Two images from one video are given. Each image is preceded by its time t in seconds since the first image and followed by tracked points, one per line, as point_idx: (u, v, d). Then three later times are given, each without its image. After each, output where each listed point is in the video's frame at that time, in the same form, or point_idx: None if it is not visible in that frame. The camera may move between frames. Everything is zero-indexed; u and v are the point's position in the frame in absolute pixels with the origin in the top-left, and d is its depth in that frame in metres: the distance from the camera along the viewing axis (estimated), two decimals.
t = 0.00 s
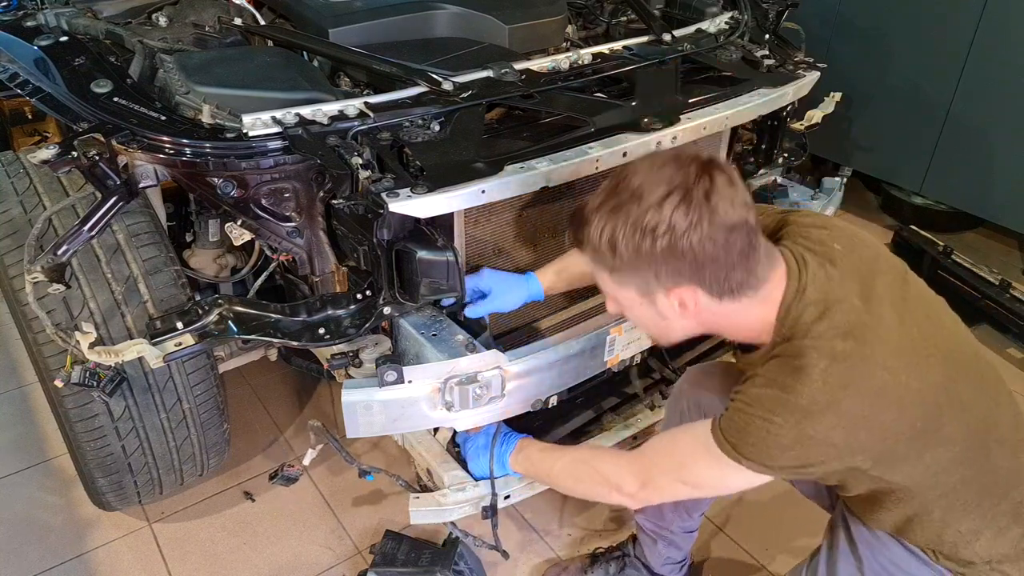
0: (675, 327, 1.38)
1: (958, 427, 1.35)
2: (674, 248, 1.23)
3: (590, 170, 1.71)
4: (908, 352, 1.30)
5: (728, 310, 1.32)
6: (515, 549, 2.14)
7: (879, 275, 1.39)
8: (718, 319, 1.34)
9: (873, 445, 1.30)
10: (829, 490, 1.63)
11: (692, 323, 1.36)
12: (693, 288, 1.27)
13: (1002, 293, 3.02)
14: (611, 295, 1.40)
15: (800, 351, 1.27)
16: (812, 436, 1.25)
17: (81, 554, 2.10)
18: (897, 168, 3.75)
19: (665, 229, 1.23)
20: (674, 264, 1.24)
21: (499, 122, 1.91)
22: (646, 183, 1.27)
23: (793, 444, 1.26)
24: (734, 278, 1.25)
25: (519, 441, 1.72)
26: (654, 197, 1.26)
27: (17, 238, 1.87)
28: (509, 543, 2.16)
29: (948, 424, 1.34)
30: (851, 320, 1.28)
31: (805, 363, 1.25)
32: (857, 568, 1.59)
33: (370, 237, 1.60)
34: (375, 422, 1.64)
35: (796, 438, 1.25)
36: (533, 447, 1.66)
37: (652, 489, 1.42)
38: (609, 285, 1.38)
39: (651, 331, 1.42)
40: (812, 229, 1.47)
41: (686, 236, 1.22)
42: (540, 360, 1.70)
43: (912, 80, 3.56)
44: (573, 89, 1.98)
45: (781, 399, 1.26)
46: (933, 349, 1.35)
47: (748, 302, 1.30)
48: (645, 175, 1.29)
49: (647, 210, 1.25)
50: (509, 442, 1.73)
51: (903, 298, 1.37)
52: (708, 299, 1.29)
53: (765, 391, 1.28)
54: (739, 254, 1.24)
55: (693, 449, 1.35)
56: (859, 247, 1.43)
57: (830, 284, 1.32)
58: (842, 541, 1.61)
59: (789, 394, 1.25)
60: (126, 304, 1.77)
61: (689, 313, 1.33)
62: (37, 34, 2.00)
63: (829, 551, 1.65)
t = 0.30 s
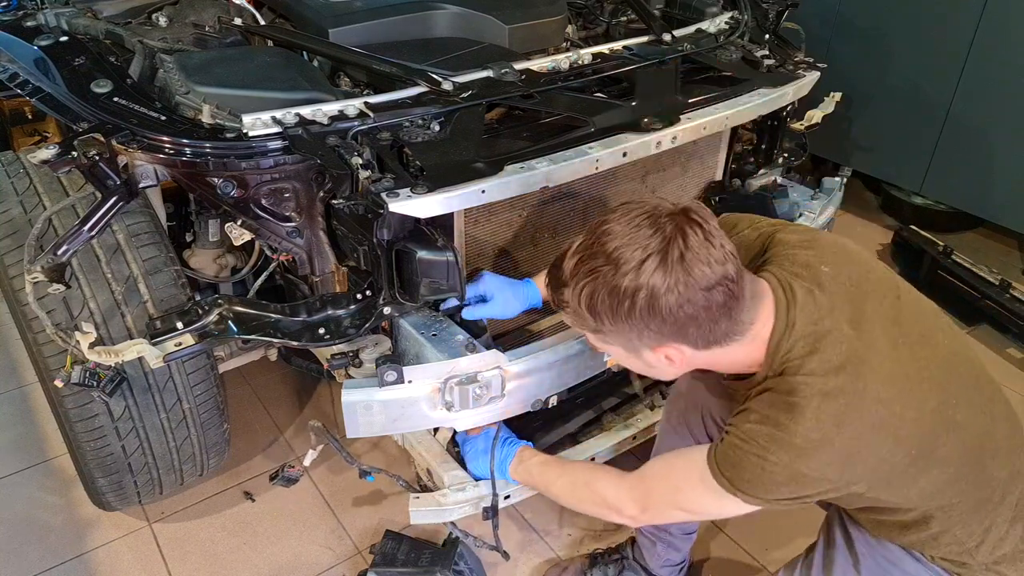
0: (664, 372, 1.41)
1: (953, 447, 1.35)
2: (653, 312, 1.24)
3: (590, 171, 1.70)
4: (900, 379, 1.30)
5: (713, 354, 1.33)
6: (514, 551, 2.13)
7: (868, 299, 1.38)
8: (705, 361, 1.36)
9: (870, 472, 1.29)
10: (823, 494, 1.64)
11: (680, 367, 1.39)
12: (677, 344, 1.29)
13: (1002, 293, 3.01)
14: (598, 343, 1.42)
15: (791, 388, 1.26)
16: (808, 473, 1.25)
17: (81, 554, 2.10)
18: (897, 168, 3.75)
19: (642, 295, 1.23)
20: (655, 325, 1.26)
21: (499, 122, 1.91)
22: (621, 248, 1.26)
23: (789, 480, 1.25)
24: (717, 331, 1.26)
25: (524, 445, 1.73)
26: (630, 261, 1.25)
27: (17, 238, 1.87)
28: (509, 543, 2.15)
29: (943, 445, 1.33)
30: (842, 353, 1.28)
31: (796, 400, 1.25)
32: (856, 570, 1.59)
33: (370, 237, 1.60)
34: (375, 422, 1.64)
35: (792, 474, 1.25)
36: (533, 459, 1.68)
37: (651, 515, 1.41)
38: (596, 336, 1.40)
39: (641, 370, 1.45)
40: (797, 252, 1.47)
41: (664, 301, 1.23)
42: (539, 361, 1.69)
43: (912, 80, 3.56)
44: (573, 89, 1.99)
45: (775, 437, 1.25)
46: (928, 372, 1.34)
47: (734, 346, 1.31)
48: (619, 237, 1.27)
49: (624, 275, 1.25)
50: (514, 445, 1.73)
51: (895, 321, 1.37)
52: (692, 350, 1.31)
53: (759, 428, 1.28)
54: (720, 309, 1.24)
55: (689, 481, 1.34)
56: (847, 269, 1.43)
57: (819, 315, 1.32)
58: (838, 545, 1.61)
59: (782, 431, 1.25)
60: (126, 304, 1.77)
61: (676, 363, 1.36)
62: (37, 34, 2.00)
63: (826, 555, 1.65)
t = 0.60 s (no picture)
0: (662, 366, 1.41)
1: (948, 456, 1.34)
2: (652, 305, 1.24)
3: (591, 171, 1.70)
4: (900, 385, 1.28)
5: (710, 349, 1.34)
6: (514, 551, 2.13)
7: (872, 301, 1.36)
8: (702, 355, 1.37)
9: (862, 476, 1.29)
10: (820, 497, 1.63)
11: (677, 362, 1.39)
12: (675, 338, 1.29)
13: (1002, 293, 3.01)
14: (596, 332, 1.41)
15: (788, 387, 1.26)
16: (800, 472, 1.24)
17: (81, 554, 2.10)
18: (897, 168, 3.75)
19: (642, 288, 1.24)
20: (653, 319, 1.26)
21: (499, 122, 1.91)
22: (622, 241, 1.26)
23: (779, 478, 1.25)
24: (715, 328, 1.27)
25: (523, 446, 1.73)
26: (630, 254, 1.25)
27: (17, 238, 1.87)
28: (509, 543, 2.15)
29: (939, 453, 1.32)
30: (842, 355, 1.27)
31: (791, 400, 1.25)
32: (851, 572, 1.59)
33: (370, 237, 1.60)
34: (375, 422, 1.64)
35: (782, 473, 1.24)
36: (532, 461, 1.68)
37: (647, 520, 1.42)
38: (594, 328, 1.40)
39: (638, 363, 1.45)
40: (803, 251, 1.46)
41: (664, 295, 1.23)
42: (539, 362, 1.69)
43: (912, 80, 3.56)
44: (573, 89, 1.99)
45: (767, 435, 1.25)
46: (929, 378, 1.33)
47: (731, 341, 1.32)
48: (621, 230, 1.27)
49: (624, 268, 1.25)
50: (514, 445, 1.73)
51: (898, 325, 1.36)
52: (690, 344, 1.31)
53: (752, 425, 1.27)
54: (719, 304, 1.25)
55: (684, 489, 1.34)
56: (853, 270, 1.42)
57: (820, 316, 1.31)
58: (834, 548, 1.62)
59: (775, 429, 1.25)
60: (127, 304, 1.77)
61: (674, 357, 1.36)
62: (37, 33, 1.99)
63: (821, 556, 1.66)
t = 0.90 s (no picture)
0: (679, 327, 1.40)
1: (948, 458, 1.33)
2: (684, 259, 1.23)
3: (591, 171, 1.70)
4: (909, 386, 1.27)
5: (732, 317, 1.33)
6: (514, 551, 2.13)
7: (889, 299, 1.36)
8: (722, 323, 1.36)
9: (862, 473, 1.28)
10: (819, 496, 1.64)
11: (697, 326, 1.39)
12: (700, 298, 1.29)
13: (1002, 293, 3.01)
14: (618, 289, 1.42)
15: (794, 378, 1.27)
16: (799, 464, 1.25)
17: (81, 554, 2.10)
18: (897, 168, 3.75)
19: (678, 238, 1.23)
20: (682, 274, 1.25)
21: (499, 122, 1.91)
22: (664, 188, 1.25)
23: (778, 470, 1.25)
24: (743, 294, 1.26)
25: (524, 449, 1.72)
26: (672, 202, 1.24)
27: (17, 238, 1.87)
28: (509, 543, 2.15)
29: (940, 455, 1.32)
30: (852, 350, 1.27)
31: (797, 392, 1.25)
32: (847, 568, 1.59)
33: (370, 237, 1.60)
34: (375, 422, 1.64)
35: (781, 464, 1.25)
36: (534, 464, 1.67)
37: (651, 519, 1.42)
38: (618, 281, 1.40)
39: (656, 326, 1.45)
40: (822, 244, 1.46)
41: (698, 249, 1.22)
42: (541, 362, 1.70)
43: (912, 80, 3.56)
44: (573, 89, 1.99)
45: (768, 425, 1.26)
46: (939, 381, 1.32)
47: (753, 313, 1.31)
48: (665, 177, 1.27)
49: (662, 215, 1.24)
50: (514, 448, 1.72)
51: (913, 324, 1.35)
52: (714, 308, 1.31)
53: (754, 415, 1.29)
54: (751, 270, 1.24)
55: (688, 484, 1.34)
56: (872, 266, 1.42)
57: (834, 310, 1.31)
58: (831, 544, 1.62)
59: (776, 420, 1.26)
60: (127, 304, 1.77)
61: (693, 318, 1.35)
62: (37, 33, 1.99)
63: (816, 551, 1.66)
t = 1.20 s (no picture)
0: (674, 291, 1.39)
1: (946, 444, 1.34)
2: (681, 211, 1.23)
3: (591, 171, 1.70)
4: (899, 363, 1.29)
5: (727, 285, 1.32)
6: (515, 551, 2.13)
7: (879, 282, 1.37)
8: (718, 293, 1.35)
9: (860, 455, 1.27)
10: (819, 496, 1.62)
11: (692, 292, 1.38)
12: (695, 258, 1.28)
13: (1002, 293, 3.01)
14: (617, 250, 1.41)
15: (790, 355, 1.26)
16: (798, 443, 1.23)
17: (81, 554, 2.10)
18: (897, 168, 3.75)
19: (676, 190, 1.23)
20: (678, 228, 1.24)
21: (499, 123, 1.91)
22: (668, 141, 1.27)
23: (777, 449, 1.23)
24: (737, 257, 1.25)
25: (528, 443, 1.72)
26: (674, 156, 1.25)
27: (17, 238, 1.87)
28: (509, 543, 2.15)
29: (935, 439, 1.33)
30: (846, 327, 1.28)
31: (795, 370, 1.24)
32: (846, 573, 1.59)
33: (370, 237, 1.60)
34: (375, 422, 1.64)
35: (781, 444, 1.22)
36: (537, 455, 1.67)
37: (647, 509, 1.40)
38: (616, 239, 1.39)
39: (653, 293, 1.44)
40: (816, 230, 1.46)
41: (696, 202, 1.22)
42: (541, 362, 1.70)
43: (912, 80, 3.56)
44: (573, 89, 1.99)
45: (764, 404, 1.24)
46: (932, 364, 1.33)
47: (748, 281, 1.30)
48: (670, 133, 1.28)
49: (663, 168, 1.25)
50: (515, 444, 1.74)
51: (904, 308, 1.36)
52: (709, 271, 1.30)
53: (751, 395, 1.27)
54: (748, 231, 1.23)
55: (686, 474, 1.31)
56: (861, 253, 1.43)
57: (827, 290, 1.32)
58: (830, 547, 1.61)
59: (773, 397, 1.24)
60: (127, 304, 1.77)
61: (688, 279, 1.34)
62: (37, 33, 1.99)
63: (818, 558, 1.64)
